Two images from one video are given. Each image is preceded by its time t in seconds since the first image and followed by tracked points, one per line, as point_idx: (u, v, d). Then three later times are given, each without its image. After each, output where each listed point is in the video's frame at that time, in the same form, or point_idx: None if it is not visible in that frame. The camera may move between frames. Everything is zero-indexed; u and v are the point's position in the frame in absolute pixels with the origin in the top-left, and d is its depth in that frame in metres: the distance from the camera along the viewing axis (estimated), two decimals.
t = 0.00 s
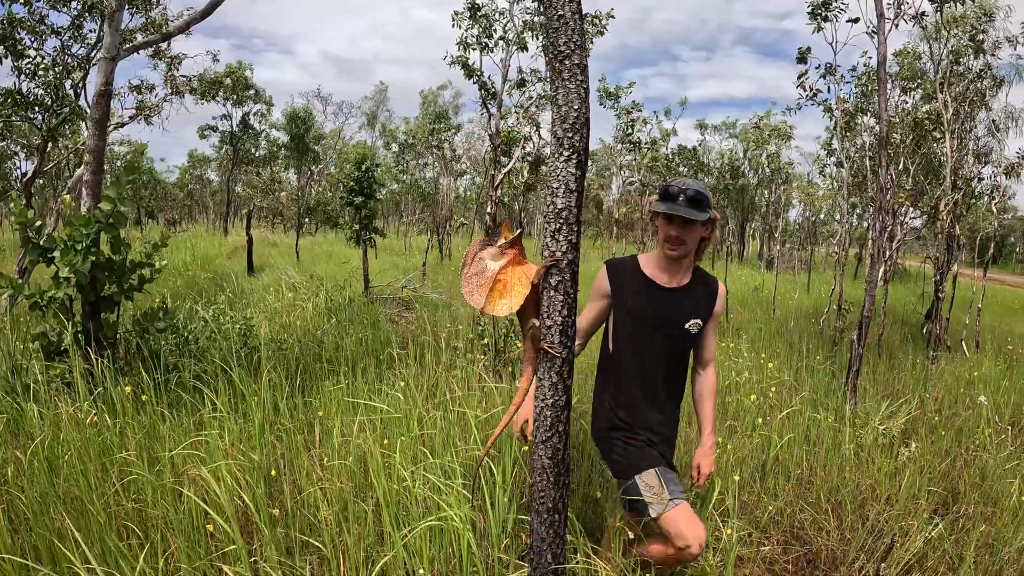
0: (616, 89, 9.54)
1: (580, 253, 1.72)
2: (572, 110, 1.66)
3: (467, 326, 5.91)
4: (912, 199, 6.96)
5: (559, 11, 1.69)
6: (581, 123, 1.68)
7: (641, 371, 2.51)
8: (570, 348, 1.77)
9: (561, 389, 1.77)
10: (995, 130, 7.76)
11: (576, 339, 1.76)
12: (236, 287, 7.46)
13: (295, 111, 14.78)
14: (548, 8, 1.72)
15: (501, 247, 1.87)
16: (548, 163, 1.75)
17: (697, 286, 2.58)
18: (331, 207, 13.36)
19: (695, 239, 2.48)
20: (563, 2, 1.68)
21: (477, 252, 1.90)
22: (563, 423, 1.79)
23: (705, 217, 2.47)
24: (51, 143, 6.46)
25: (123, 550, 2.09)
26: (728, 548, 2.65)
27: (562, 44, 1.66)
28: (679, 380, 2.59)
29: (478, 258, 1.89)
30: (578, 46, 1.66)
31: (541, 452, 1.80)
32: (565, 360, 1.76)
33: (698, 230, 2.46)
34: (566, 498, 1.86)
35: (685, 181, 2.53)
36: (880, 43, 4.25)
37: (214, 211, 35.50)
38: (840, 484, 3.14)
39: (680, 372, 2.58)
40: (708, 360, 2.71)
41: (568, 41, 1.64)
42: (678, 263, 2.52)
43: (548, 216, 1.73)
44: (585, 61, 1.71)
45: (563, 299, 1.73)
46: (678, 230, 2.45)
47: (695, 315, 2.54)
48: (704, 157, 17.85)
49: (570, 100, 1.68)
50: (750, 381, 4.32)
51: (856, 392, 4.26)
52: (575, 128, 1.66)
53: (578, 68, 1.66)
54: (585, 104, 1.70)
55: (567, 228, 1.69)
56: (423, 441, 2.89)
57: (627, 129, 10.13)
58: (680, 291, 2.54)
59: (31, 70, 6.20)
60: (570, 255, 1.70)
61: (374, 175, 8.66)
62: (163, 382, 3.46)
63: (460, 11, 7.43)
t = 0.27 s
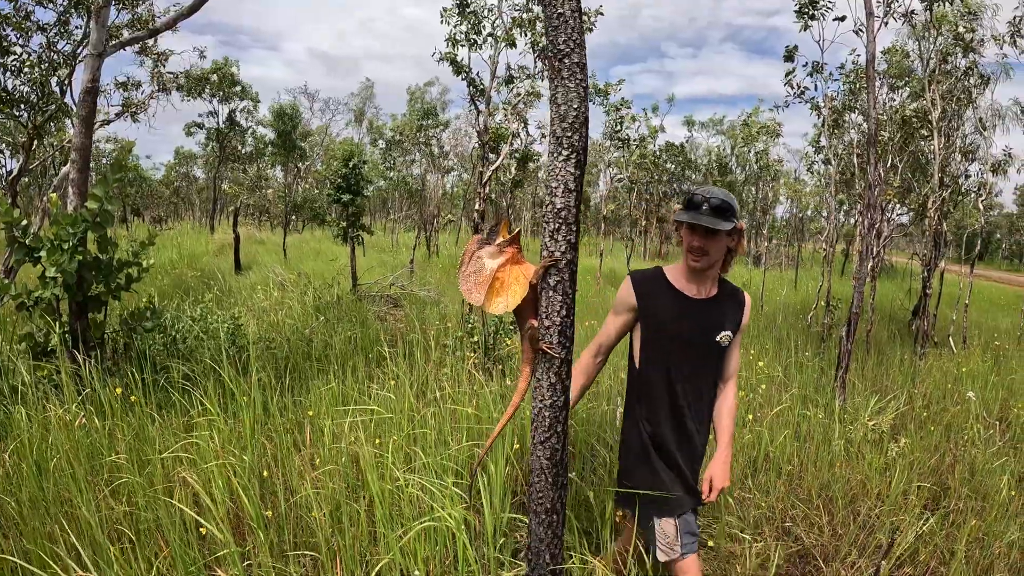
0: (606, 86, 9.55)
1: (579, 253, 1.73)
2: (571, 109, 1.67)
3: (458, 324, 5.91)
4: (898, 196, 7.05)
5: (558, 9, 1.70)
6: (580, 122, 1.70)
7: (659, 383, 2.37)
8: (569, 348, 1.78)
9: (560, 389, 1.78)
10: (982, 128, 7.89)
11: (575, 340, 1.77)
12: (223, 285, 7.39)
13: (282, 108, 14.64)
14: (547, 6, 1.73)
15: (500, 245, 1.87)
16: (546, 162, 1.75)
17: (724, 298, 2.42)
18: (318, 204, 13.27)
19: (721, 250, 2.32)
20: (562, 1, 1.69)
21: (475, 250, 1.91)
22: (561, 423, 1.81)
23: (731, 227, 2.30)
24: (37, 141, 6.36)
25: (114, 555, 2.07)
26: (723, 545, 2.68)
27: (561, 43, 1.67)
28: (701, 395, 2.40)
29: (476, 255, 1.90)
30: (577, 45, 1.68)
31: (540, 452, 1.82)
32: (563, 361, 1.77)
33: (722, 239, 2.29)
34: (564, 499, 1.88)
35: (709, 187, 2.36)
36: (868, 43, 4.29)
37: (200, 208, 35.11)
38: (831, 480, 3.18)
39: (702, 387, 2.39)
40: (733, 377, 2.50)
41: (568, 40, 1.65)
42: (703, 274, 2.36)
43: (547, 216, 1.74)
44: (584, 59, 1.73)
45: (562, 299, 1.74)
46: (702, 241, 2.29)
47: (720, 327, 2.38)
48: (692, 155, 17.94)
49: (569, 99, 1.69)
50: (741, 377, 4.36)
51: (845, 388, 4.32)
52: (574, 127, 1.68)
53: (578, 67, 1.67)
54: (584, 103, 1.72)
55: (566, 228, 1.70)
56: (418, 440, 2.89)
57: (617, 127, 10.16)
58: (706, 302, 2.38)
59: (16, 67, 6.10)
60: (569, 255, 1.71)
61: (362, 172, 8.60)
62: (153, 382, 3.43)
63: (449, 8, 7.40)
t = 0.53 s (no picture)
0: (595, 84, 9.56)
1: (574, 255, 1.74)
2: (567, 109, 1.68)
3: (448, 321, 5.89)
4: (886, 193, 7.12)
5: (555, 7, 1.71)
6: (575, 123, 1.70)
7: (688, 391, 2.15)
8: (563, 352, 1.78)
9: (555, 393, 1.78)
10: (970, 126, 8.00)
11: (570, 343, 1.77)
12: (211, 284, 7.32)
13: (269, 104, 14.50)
14: (543, 5, 1.73)
15: (496, 245, 1.88)
16: (542, 162, 1.76)
17: (765, 297, 2.14)
18: (306, 202, 13.18)
19: (754, 246, 2.07)
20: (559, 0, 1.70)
21: (470, 249, 1.93)
22: (557, 427, 1.81)
23: (763, 219, 2.06)
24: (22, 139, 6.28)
25: (106, 561, 2.06)
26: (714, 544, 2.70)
27: (557, 42, 1.68)
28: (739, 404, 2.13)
29: (471, 255, 1.91)
30: (573, 44, 1.69)
31: (535, 456, 1.82)
32: (559, 364, 1.77)
33: (753, 232, 2.05)
34: (559, 504, 1.88)
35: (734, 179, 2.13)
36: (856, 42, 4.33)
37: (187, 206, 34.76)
38: (822, 477, 3.23)
39: (741, 397, 2.12)
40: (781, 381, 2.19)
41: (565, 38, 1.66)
42: (738, 274, 2.11)
43: (542, 217, 1.74)
44: (580, 59, 1.73)
45: (558, 302, 1.74)
46: (731, 237, 2.05)
47: (761, 328, 2.09)
48: (681, 152, 18.01)
49: (565, 98, 1.70)
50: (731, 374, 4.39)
51: (834, 385, 4.37)
52: (570, 127, 1.68)
53: (574, 66, 1.68)
54: (580, 103, 1.72)
55: (561, 230, 1.70)
56: (409, 441, 2.88)
57: (606, 123, 10.18)
58: (745, 301, 2.10)
59: None
60: (565, 257, 1.71)
61: (350, 169, 8.54)
62: (142, 383, 3.40)
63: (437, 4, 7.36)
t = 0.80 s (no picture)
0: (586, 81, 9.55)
1: (568, 259, 1.75)
2: (561, 112, 1.68)
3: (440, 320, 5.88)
4: (875, 190, 7.18)
5: (548, 9, 1.71)
6: (569, 126, 1.71)
7: (706, 401, 2.12)
8: (557, 357, 1.78)
9: (549, 400, 1.79)
10: (959, 124, 8.09)
11: (564, 348, 1.78)
12: (200, 282, 7.27)
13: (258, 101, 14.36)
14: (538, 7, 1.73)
15: (489, 249, 1.89)
16: (535, 166, 1.76)
17: (792, 309, 2.11)
18: (296, 199, 13.09)
19: (779, 254, 2.06)
20: (553, 3, 1.70)
21: (464, 253, 1.94)
22: (551, 432, 1.81)
23: (789, 227, 2.04)
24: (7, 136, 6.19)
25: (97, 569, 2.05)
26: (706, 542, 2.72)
27: (551, 44, 1.68)
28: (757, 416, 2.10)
29: (464, 259, 1.92)
30: (568, 46, 1.69)
31: (529, 463, 1.83)
32: (552, 369, 1.77)
33: (778, 241, 2.04)
34: (553, 508, 1.88)
35: (760, 185, 2.12)
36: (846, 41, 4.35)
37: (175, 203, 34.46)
38: (813, 475, 3.26)
39: (759, 408, 2.09)
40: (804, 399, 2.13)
41: (558, 41, 1.66)
42: (762, 281, 2.11)
43: (536, 222, 1.74)
44: (574, 61, 1.74)
45: (552, 307, 1.74)
46: (754, 246, 2.05)
47: (785, 340, 2.07)
48: (671, 149, 18.04)
49: (559, 101, 1.70)
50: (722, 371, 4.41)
51: (824, 382, 4.41)
52: (564, 130, 1.69)
53: (568, 68, 1.69)
54: (573, 106, 1.73)
55: (555, 234, 1.71)
56: (401, 442, 2.88)
57: (597, 121, 10.18)
58: (770, 312, 2.09)
59: None
60: (558, 261, 1.72)
61: (340, 166, 8.49)
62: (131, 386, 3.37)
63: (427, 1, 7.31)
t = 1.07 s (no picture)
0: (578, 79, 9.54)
1: (558, 259, 1.74)
2: (551, 112, 1.68)
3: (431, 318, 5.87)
4: (867, 188, 7.22)
5: (538, 9, 1.70)
6: (560, 126, 1.71)
7: (712, 412, 2.04)
8: (548, 358, 1.78)
9: (540, 401, 1.79)
10: (951, 122, 8.15)
11: (554, 349, 1.77)
12: (190, 281, 7.22)
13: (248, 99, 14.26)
14: (527, 6, 1.73)
15: (478, 250, 1.89)
16: (525, 167, 1.75)
17: (818, 323, 1.91)
18: (288, 197, 13.03)
19: (806, 265, 1.90)
20: (542, 3, 1.70)
21: (452, 255, 1.93)
22: (542, 434, 1.81)
23: (818, 237, 1.86)
24: None
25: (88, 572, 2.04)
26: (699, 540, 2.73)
27: (540, 43, 1.68)
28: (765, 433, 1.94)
29: (453, 260, 1.92)
30: (557, 45, 1.69)
31: (520, 464, 1.83)
32: (543, 370, 1.77)
33: (806, 252, 1.87)
34: (546, 509, 1.88)
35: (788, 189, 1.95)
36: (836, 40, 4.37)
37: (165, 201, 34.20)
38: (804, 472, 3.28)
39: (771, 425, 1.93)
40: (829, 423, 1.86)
41: (547, 40, 1.66)
42: (787, 292, 1.95)
43: (526, 223, 1.74)
44: (563, 60, 1.73)
45: (542, 308, 1.74)
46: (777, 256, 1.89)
47: (801, 354, 1.90)
48: (663, 147, 18.08)
49: (549, 101, 1.70)
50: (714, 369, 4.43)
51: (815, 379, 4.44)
52: (555, 131, 1.69)
53: (557, 68, 1.68)
54: (563, 105, 1.73)
55: (545, 235, 1.70)
56: (393, 441, 2.88)
57: (589, 118, 10.18)
58: (790, 323, 1.93)
59: None
60: (548, 263, 1.71)
61: (331, 164, 8.45)
62: (121, 387, 3.35)
63: None
